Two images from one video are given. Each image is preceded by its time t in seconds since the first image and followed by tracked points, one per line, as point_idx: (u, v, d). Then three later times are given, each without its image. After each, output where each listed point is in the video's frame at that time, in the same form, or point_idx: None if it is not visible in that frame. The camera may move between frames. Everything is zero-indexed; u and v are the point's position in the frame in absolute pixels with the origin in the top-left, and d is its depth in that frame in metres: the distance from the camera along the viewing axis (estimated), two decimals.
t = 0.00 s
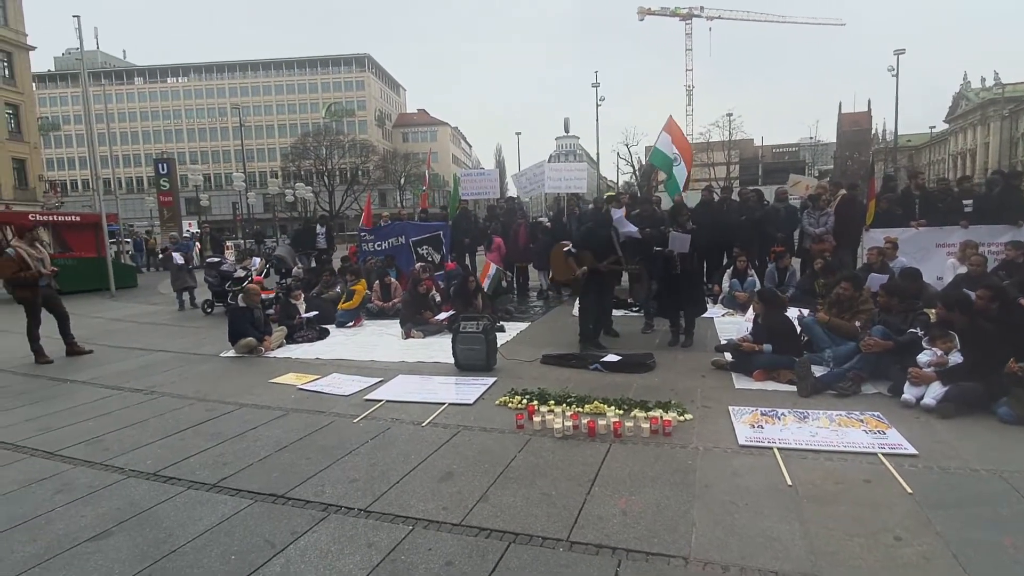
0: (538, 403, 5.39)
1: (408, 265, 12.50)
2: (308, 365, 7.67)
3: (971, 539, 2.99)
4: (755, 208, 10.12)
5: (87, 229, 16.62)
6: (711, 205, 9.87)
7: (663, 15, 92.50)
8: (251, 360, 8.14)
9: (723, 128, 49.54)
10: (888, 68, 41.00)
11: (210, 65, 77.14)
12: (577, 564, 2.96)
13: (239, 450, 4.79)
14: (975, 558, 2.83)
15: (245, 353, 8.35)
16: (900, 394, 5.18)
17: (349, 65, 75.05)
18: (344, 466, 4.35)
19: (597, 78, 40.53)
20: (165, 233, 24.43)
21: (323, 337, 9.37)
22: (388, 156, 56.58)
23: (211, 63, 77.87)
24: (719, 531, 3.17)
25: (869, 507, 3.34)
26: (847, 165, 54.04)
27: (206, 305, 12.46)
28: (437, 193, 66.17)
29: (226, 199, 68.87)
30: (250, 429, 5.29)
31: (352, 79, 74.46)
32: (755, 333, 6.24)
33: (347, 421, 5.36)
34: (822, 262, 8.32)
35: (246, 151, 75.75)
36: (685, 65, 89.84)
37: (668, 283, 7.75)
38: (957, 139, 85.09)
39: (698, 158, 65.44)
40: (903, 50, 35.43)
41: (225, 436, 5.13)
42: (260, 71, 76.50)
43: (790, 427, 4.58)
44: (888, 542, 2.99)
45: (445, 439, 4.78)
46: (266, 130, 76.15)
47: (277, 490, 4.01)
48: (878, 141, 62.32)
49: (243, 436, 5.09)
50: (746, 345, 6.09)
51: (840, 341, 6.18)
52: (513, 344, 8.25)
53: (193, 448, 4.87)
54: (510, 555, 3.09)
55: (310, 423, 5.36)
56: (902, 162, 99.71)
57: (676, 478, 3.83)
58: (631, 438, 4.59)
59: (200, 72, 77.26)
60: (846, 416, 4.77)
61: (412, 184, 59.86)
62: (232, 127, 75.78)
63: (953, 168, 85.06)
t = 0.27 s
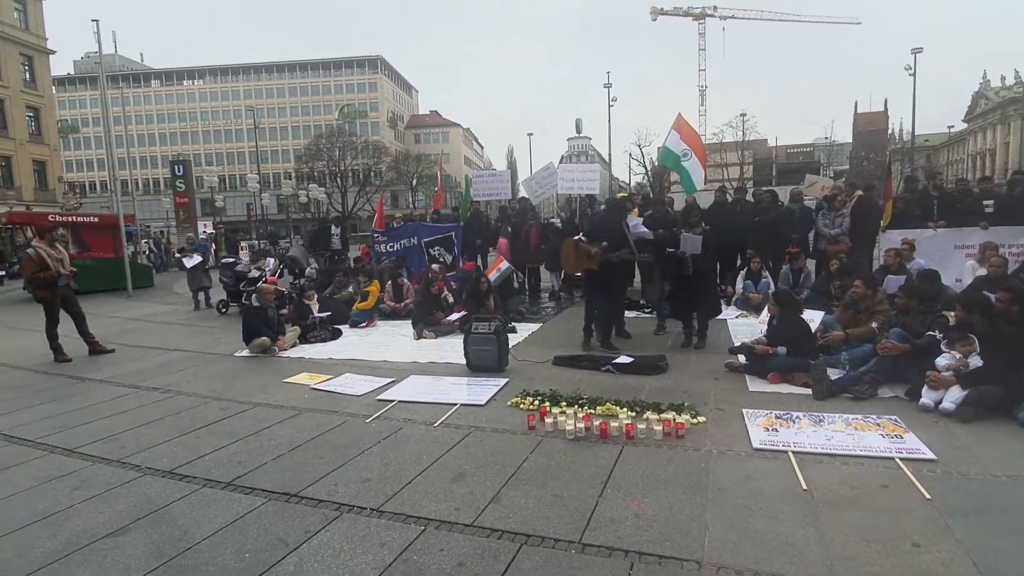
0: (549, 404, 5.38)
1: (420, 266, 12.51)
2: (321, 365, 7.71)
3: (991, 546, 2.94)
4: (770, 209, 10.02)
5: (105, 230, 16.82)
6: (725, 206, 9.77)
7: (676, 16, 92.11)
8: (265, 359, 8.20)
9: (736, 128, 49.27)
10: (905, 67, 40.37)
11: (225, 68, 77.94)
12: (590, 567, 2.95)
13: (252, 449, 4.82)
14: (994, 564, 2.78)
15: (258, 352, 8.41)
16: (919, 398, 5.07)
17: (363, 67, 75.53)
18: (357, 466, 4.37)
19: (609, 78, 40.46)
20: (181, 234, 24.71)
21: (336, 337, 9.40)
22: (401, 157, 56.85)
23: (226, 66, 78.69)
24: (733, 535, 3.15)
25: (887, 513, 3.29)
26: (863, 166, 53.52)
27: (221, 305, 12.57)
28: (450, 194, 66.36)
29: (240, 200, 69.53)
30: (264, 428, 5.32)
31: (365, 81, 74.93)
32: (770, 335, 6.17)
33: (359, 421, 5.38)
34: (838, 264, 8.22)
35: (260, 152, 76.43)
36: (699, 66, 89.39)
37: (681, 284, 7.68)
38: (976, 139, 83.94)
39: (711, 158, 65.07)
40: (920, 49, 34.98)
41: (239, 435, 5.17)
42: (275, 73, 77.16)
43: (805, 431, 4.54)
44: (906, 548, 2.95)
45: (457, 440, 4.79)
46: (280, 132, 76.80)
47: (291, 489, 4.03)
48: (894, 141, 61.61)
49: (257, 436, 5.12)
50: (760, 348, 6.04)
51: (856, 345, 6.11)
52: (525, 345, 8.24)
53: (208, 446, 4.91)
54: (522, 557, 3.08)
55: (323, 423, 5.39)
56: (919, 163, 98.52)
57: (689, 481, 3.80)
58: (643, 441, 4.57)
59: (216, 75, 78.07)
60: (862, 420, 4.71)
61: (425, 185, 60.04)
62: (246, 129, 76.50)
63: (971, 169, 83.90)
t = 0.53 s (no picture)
0: (558, 407, 5.37)
1: (430, 268, 12.57)
2: (332, 365, 7.75)
3: (1006, 554, 2.90)
4: (782, 211, 9.94)
5: (120, 230, 17.01)
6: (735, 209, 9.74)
7: (688, 17, 91.80)
8: (276, 360, 8.25)
9: (748, 130, 49.02)
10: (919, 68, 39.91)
11: (239, 70, 78.63)
12: (598, 570, 2.94)
13: (263, 449, 4.85)
14: (1009, 573, 2.74)
15: (269, 352, 8.47)
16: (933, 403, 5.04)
17: (374, 69, 75.95)
18: (366, 467, 4.39)
19: (620, 80, 40.40)
20: (194, 234, 24.95)
21: (346, 338, 9.46)
22: (411, 159, 57.07)
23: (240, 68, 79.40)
24: (742, 540, 3.13)
25: (899, 520, 3.26)
26: (876, 168, 53.05)
27: (233, 305, 12.67)
28: (460, 196, 66.51)
29: (253, 202, 70.09)
30: (274, 428, 5.36)
31: (376, 83, 75.32)
32: (781, 339, 6.13)
33: (369, 421, 5.40)
34: (851, 267, 8.15)
35: (272, 154, 77.02)
36: (710, 68, 89.00)
37: (691, 286, 7.64)
38: (992, 141, 82.93)
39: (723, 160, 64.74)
40: (936, 49, 34.59)
41: (250, 434, 5.20)
42: (287, 75, 77.74)
43: (816, 435, 4.50)
44: (919, 556, 2.91)
45: (465, 442, 4.80)
46: (292, 134, 77.36)
47: (301, 489, 4.06)
48: (908, 143, 60.99)
49: (267, 436, 5.15)
50: (771, 352, 6.00)
51: (869, 349, 6.06)
52: (535, 347, 8.24)
53: (220, 445, 4.95)
54: (530, 559, 3.08)
55: (333, 423, 5.42)
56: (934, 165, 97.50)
57: (699, 485, 3.78)
58: (653, 444, 4.55)
59: (230, 77, 78.76)
60: (875, 425, 4.67)
61: (435, 187, 60.19)
62: (259, 131, 77.13)
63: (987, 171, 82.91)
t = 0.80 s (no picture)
0: (563, 409, 5.36)
1: (434, 270, 12.55)
2: (337, 366, 7.76)
3: (1014, 560, 2.86)
4: (788, 214, 9.90)
5: (129, 232, 17.12)
6: (741, 211, 9.70)
7: (694, 18, 91.68)
8: (282, 361, 8.27)
9: (755, 131, 48.91)
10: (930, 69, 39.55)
11: (246, 73, 79.05)
12: (602, 573, 2.93)
13: (268, 449, 4.86)
14: None
15: (275, 354, 8.49)
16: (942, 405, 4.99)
17: (381, 71, 76.22)
18: (370, 468, 4.39)
19: (626, 82, 40.40)
20: (202, 236, 25.09)
21: (351, 339, 9.48)
22: (418, 161, 57.20)
23: (247, 71, 79.82)
24: (747, 544, 3.11)
25: (907, 525, 3.22)
26: (885, 169, 52.81)
27: (239, 306, 12.72)
28: (466, 197, 66.60)
29: (260, 203, 70.46)
30: (280, 428, 5.37)
31: (383, 86, 75.57)
32: (787, 342, 6.10)
33: (373, 423, 5.41)
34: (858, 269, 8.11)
35: (279, 156, 77.35)
36: (717, 69, 88.83)
37: (696, 289, 7.62)
38: (1002, 142, 82.30)
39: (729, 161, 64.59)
40: (945, 50, 34.39)
41: (256, 435, 5.22)
42: (294, 78, 78.10)
43: (822, 439, 4.48)
44: (926, 561, 2.89)
45: (470, 443, 4.79)
46: (299, 136, 77.68)
47: (305, 490, 4.06)
48: (917, 145, 60.64)
49: (273, 436, 5.17)
50: (776, 354, 5.97)
51: (875, 352, 6.03)
52: (540, 349, 8.24)
53: (226, 446, 4.97)
54: (533, 561, 3.07)
55: (338, 424, 5.42)
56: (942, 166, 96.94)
57: (703, 489, 3.76)
58: (657, 447, 4.54)
59: (237, 79, 79.18)
60: (882, 428, 4.64)
61: (441, 189, 60.29)
62: (266, 133, 77.49)
63: (997, 172, 82.29)
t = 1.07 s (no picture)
0: (563, 412, 5.35)
1: (435, 273, 12.53)
2: (337, 369, 7.76)
3: (1017, 565, 2.83)
4: (789, 216, 9.88)
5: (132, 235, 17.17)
6: (741, 214, 9.68)
7: (695, 22, 91.83)
8: (282, 363, 8.27)
9: (756, 134, 48.93)
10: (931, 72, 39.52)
11: (249, 77, 79.29)
12: None
13: (268, 452, 4.85)
14: None
15: (276, 356, 8.48)
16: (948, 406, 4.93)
17: (382, 75, 76.41)
18: (370, 471, 4.38)
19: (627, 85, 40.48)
20: (204, 239, 25.14)
21: (352, 342, 9.46)
22: (419, 164, 57.30)
23: (249, 75, 80.07)
24: (747, 548, 3.09)
25: (908, 530, 3.20)
26: (886, 173, 52.79)
27: (240, 309, 12.72)
28: (467, 201, 66.67)
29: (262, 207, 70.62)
30: (280, 431, 5.36)
31: (385, 89, 75.75)
32: (788, 345, 6.08)
33: (373, 425, 5.40)
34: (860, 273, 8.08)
35: (281, 159, 77.52)
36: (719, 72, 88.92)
37: (697, 292, 7.60)
38: (1004, 145, 82.20)
39: (731, 164, 64.60)
40: (948, 52, 34.37)
41: (255, 437, 5.21)
42: (296, 81, 78.32)
43: (823, 442, 4.46)
44: (928, 566, 2.86)
45: (470, 446, 4.78)
46: (301, 139, 77.85)
47: (305, 493, 4.05)
48: (918, 148, 60.63)
49: (272, 439, 5.16)
50: (777, 357, 5.95)
51: (877, 355, 6.00)
52: (540, 352, 8.23)
53: (226, 448, 4.96)
54: (533, 565, 3.06)
55: (338, 427, 5.41)
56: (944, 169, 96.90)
57: (704, 492, 3.74)
58: (658, 450, 4.52)
59: (240, 83, 79.43)
60: (884, 432, 4.62)
61: (442, 192, 60.39)
62: (268, 136, 77.68)
63: (999, 175, 82.16)
